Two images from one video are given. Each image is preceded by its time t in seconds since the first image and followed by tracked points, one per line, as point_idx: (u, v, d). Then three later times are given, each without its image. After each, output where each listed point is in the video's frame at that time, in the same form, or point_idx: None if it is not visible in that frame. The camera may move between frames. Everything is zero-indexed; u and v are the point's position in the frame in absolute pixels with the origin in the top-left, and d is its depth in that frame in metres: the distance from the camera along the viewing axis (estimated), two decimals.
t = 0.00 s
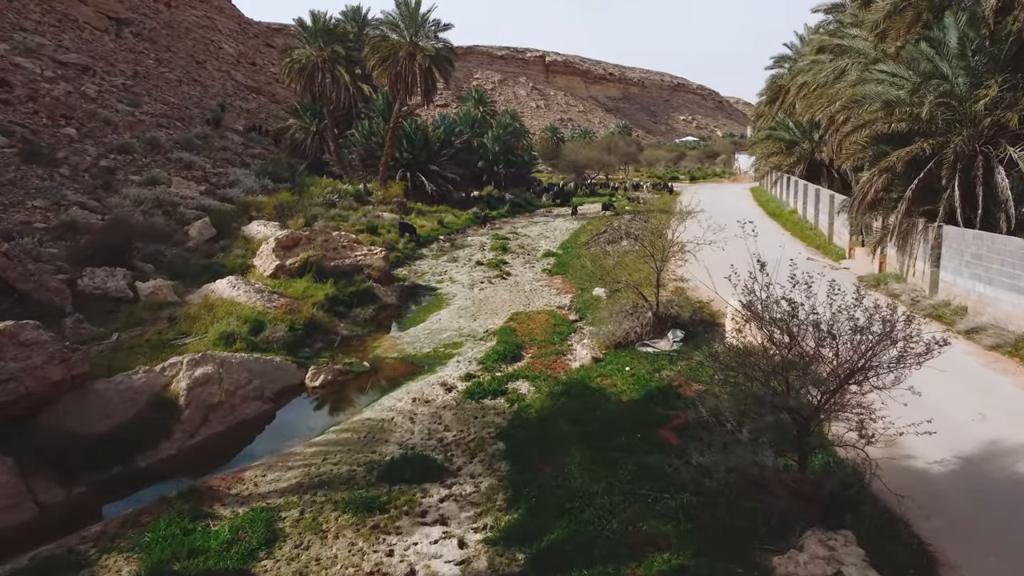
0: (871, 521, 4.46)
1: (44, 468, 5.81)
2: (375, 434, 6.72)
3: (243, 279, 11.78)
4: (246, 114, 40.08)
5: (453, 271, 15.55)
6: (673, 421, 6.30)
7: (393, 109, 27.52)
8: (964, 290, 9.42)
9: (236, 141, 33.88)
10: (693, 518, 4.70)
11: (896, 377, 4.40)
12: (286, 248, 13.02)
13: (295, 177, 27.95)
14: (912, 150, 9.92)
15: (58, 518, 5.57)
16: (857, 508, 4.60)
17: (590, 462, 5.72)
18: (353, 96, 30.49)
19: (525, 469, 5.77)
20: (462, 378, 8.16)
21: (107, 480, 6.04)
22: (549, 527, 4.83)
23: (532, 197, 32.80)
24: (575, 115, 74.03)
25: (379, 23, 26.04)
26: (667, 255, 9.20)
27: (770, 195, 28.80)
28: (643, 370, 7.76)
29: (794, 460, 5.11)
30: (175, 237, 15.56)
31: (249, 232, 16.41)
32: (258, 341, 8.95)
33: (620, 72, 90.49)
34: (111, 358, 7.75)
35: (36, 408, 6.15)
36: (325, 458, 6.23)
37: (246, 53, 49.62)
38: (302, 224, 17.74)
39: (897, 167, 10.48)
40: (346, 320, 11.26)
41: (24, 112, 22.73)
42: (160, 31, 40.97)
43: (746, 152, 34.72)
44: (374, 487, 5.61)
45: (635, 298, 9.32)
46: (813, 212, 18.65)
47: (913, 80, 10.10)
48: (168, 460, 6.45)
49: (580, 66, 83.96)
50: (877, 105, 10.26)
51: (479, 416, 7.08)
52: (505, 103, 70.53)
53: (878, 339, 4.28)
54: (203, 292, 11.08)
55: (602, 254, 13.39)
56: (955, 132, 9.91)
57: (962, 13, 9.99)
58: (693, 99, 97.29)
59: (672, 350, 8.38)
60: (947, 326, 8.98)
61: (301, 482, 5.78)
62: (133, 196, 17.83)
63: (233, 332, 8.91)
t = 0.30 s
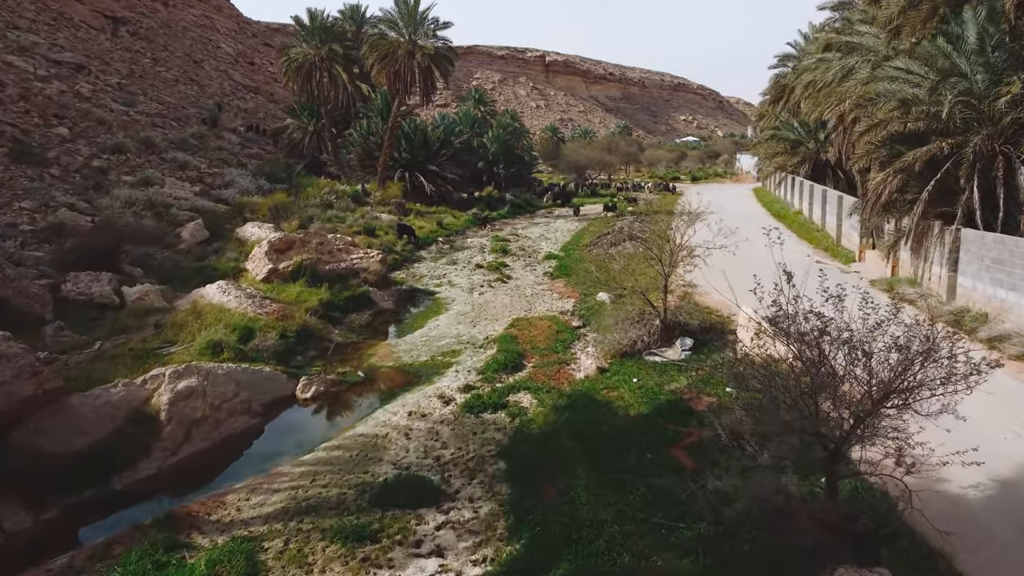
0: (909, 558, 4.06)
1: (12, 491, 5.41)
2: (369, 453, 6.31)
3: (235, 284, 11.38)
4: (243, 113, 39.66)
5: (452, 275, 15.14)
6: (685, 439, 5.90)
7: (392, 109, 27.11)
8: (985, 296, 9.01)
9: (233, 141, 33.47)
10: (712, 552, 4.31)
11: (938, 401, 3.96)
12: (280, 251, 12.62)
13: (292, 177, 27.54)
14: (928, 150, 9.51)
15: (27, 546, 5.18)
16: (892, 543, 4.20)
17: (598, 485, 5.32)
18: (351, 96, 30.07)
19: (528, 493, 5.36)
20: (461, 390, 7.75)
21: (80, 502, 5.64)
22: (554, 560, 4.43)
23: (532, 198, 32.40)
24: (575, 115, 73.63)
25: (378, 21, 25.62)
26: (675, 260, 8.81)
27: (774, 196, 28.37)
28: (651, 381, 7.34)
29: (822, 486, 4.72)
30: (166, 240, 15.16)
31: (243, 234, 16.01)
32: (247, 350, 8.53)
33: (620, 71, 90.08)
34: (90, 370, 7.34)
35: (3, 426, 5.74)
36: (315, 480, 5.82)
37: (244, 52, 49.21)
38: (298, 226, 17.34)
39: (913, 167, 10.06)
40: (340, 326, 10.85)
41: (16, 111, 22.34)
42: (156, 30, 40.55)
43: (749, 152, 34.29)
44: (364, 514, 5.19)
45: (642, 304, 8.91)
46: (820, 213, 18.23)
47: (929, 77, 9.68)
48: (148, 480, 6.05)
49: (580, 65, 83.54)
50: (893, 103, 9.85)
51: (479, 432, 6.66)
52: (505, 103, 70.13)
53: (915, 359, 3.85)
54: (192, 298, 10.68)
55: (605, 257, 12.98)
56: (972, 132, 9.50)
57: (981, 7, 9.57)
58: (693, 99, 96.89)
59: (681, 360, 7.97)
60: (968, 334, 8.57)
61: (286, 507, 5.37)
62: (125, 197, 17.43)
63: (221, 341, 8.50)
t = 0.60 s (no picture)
0: None
1: None
2: (361, 473, 5.93)
3: (226, 289, 11.02)
4: (241, 113, 39.27)
5: (450, 278, 14.76)
6: (697, 459, 5.54)
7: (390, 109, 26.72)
8: (1004, 302, 8.53)
9: (230, 141, 33.11)
10: None
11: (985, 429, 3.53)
12: (273, 255, 12.24)
13: (289, 178, 27.18)
14: (946, 150, 9.11)
15: None
16: None
17: (605, 510, 4.95)
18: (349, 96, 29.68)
19: (530, 519, 5.00)
20: (459, 403, 7.37)
21: (52, 526, 5.29)
22: None
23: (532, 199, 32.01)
24: (575, 115, 73.28)
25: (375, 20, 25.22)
26: (684, 262, 8.35)
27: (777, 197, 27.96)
28: (659, 394, 6.97)
29: (851, 510, 4.36)
30: (158, 243, 14.82)
31: (237, 236, 15.66)
32: (236, 360, 8.17)
33: (620, 71, 89.67)
34: (69, 383, 6.99)
35: None
36: (303, 503, 5.44)
37: (242, 52, 48.82)
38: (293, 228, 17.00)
39: (928, 168, 9.67)
40: (335, 333, 10.49)
41: (7, 111, 21.98)
42: (154, 29, 40.16)
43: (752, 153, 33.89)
44: (354, 542, 4.82)
45: (647, 309, 8.49)
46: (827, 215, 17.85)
47: (946, 74, 9.28)
48: (126, 501, 5.69)
49: (580, 65, 83.11)
50: (908, 101, 9.43)
51: (477, 447, 6.30)
52: (505, 103, 69.75)
53: (957, 382, 3.44)
54: (181, 304, 10.33)
55: (608, 260, 12.60)
56: (991, 131, 9.09)
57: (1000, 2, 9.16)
58: (694, 99, 96.51)
59: (690, 371, 7.60)
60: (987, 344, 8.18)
61: (270, 534, 5.00)
62: (116, 198, 17.06)
63: (208, 351, 8.14)
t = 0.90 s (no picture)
0: None
1: None
2: (349, 497, 5.53)
3: (213, 294, 10.62)
4: (236, 113, 38.82)
5: (447, 282, 14.36)
6: (709, 483, 5.15)
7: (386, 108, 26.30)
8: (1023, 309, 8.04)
9: (224, 141, 32.67)
10: None
11: None
12: (263, 259, 11.84)
13: (283, 179, 26.77)
14: (963, 150, 8.69)
15: None
16: None
17: (611, 541, 4.56)
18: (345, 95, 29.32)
19: (529, 550, 4.62)
20: (455, 418, 6.97)
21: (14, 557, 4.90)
22: None
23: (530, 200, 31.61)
24: (573, 115, 72.90)
25: (371, 18, 24.82)
26: (691, 267, 7.88)
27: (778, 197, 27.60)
28: (666, 409, 6.57)
29: (885, 542, 3.99)
30: (145, 247, 14.41)
31: (227, 239, 15.25)
32: (220, 371, 7.78)
33: (618, 71, 89.32)
34: (39, 399, 6.58)
35: None
36: (286, 532, 5.05)
37: (238, 51, 48.37)
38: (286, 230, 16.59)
39: (943, 169, 9.27)
40: (326, 341, 10.09)
41: None
42: (148, 28, 39.68)
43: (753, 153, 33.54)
44: None
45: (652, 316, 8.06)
46: (831, 216, 17.48)
47: (962, 72, 8.89)
48: (97, 528, 5.30)
49: (578, 66, 82.75)
50: (924, 99, 9.01)
51: (473, 468, 5.90)
52: (502, 103, 69.35)
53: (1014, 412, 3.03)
54: (165, 311, 9.92)
55: (609, 264, 12.23)
56: (1010, 130, 8.69)
57: None
58: (692, 100, 96.22)
59: (697, 383, 7.22)
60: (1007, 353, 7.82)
61: (248, 568, 4.60)
62: (104, 200, 16.64)
63: (190, 362, 7.74)
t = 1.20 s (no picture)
0: None
1: None
2: (335, 523, 5.15)
3: (198, 300, 10.23)
4: (229, 113, 38.36)
5: (441, 286, 13.99)
6: (720, 507, 4.80)
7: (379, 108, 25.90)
8: None
9: (216, 141, 32.22)
10: None
11: None
12: (251, 263, 11.45)
13: (275, 180, 26.35)
14: (976, 150, 8.38)
15: None
16: None
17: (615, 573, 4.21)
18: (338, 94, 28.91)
19: None
20: (449, 433, 6.61)
21: None
22: None
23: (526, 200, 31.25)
24: (569, 115, 72.63)
25: (364, 16, 24.42)
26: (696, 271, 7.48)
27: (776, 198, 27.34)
28: (672, 424, 6.22)
29: None
30: (130, 250, 14.00)
31: (216, 241, 14.84)
32: (202, 382, 7.40)
33: (613, 71, 89.06)
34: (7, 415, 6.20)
35: None
36: (266, 564, 4.67)
37: (231, 51, 47.89)
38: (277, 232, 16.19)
39: (955, 170, 8.97)
40: (315, 348, 9.70)
41: None
42: (140, 27, 39.14)
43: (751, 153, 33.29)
44: None
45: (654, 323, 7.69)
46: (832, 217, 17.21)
47: (974, 69, 8.58)
48: (63, 557, 4.92)
49: (573, 66, 82.44)
50: (936, 97, 8.71)
51: (468, 490, 5.53)
52: (498, 103, 69.00)
53: None
54: (147, 318, 9.54)
55: (609, 269, 11.90)
56: None
57: None
58: (687, 100, 96.05)
59: (703, 395, 6.90)
60: None
61: None
62: (89, 201, 16.22)
63: (170, 373, 7.36)
